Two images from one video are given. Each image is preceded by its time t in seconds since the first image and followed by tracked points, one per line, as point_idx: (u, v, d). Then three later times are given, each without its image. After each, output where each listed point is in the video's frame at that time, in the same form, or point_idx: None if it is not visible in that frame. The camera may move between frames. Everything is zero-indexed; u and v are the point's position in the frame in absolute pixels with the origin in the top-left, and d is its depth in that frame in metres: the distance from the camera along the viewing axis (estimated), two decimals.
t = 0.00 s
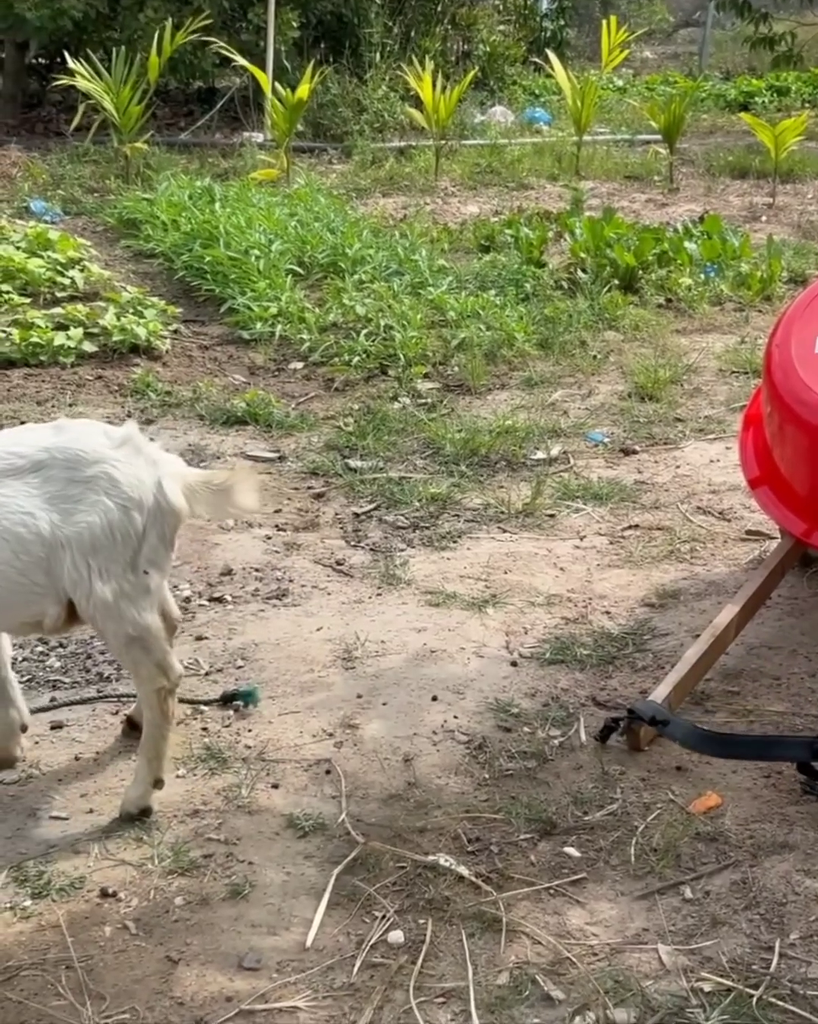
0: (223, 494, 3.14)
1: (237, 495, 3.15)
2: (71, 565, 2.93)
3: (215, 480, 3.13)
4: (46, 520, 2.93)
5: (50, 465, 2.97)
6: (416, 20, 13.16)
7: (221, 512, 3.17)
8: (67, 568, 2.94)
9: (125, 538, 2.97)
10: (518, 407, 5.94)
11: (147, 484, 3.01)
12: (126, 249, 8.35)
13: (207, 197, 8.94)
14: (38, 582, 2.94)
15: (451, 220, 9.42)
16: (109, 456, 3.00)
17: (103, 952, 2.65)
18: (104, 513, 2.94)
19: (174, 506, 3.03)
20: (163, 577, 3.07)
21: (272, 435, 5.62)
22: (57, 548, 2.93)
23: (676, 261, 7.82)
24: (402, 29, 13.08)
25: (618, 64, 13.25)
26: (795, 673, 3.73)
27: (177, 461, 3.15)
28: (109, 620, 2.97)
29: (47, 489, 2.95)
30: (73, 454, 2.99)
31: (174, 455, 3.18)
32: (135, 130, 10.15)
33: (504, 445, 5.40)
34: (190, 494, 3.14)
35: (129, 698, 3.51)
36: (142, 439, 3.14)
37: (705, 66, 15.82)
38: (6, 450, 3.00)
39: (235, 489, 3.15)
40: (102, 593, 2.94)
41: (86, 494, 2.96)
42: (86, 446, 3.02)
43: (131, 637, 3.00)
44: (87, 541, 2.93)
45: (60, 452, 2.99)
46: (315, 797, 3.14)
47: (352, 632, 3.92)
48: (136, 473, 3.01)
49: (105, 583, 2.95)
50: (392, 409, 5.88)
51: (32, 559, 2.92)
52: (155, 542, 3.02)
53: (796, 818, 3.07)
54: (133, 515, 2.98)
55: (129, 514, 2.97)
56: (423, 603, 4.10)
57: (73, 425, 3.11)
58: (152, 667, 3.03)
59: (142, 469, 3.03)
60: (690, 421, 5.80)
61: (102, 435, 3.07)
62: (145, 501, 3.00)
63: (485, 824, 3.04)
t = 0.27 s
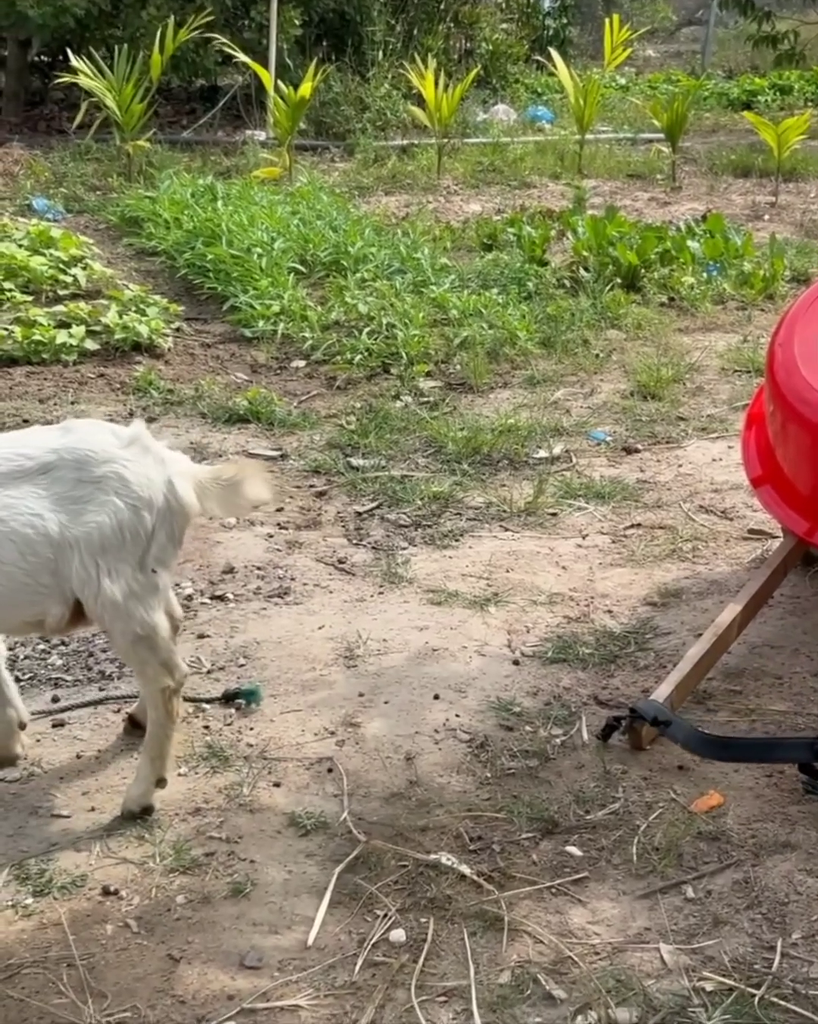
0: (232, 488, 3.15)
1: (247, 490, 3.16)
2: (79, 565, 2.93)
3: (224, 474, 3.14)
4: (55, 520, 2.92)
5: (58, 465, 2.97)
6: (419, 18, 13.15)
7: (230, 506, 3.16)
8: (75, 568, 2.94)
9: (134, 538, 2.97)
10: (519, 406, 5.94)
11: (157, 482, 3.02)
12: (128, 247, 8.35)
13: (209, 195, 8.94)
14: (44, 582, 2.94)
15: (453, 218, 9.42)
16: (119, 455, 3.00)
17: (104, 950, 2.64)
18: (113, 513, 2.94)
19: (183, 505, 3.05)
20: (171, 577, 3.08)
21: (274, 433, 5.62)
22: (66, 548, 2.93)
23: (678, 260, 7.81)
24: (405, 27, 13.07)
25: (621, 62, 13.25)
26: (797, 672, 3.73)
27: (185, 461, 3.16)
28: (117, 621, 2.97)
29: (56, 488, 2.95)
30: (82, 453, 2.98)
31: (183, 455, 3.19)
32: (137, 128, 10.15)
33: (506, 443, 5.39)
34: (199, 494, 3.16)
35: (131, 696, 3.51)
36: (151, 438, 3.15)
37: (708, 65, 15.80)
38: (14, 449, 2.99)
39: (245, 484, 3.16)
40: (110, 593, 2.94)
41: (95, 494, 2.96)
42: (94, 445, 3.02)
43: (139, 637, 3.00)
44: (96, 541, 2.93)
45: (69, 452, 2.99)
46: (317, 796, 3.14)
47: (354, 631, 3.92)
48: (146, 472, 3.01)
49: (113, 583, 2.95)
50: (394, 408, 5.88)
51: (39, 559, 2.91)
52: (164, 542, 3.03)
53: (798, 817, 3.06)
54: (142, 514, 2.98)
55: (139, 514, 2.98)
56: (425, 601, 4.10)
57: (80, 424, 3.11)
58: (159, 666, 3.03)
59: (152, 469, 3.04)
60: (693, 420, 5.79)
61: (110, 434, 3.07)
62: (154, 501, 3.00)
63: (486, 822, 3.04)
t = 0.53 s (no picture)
0: (228, 495, 3.15)
1: (242, 496, 3.17)
2: (72, 566, 2.92)
3: (220, 481, 3.14)
4: (47, 521, 2.91)
5: (51, 466, 2.96)
6: (421, 17, 13.15)
7: (223, 513, 3.18)
8: (68, 570, 2.93)
9: (127, 540, 2.97)
10: (521, 405, 5.94)
11: (151, 486, 3.01)
12: (129, 246, 8.35)
13: (211, 193, 8.94)
14: (36, 584, 2.93)
15: (455, 217, 9.41)
16: (112, 457, 3.00)
17: (105, 949, 2.64)
18: (106, 515, 2.94)
19: (178, 507, 3.05)
20: (166, 580, 3.07)
21: (275, 432, 5.61)
22: (58, 549, 2.92)
23: (680, 259, 7.81)
24: (406, 26, 13.07)
25: (623, 61, 13.25)
26: (799, 672, 3.72)
27: (180, 465, 3.16)
28: (111, 623, 2.97)
29: (48, 490, 2.94)
30: (75, 455, 2.98)
31: (177, 458, 3.19)
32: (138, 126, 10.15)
33: (508, 442, 5.39)
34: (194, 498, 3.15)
35: (132, 695, 3.50)
36: (145, 441, 3.14)
37: (710, 65, 15.79)
38: (7, 450, 2.99)
39: (240, 490, 3.16)
40: (103, 595, 2.93)
41: (88, 496, 2.95)
42: (88, 447, 3.01)
43: (134, 639, 3.00)
44: (88, 542, 2.92)
45: (62, 453, 2.99)
46: (318, 795, 3.14)
47: (356, 630, 3.92)
48: (139, 475, 3.01)
49: (107, 585, 2.95)
50: (396, 407, 5.87)
51: (31, 561, 2.91)
52: (158, 544, 3.03)
53: (800, 817, 3.06)
54: (136, 517, 2.98)
55: (132, 516, 2.97)
56: (426, 601, 4.10)
57: (74, 427, 3.11)
58: (155, 668, 3.03)
59: (145, 471, 3.04)
60: (695, 419, 5.79)
61: (104, 437, 3.06)
62: (148, 503, 3.00)
63: (488, 822, 3.04)
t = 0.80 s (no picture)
0: (226, 496, 3.14)
1: (240, 498, 3.15)
2: (68, 568, 2.92)
3: (217, 482, 3.12)
4: (42, 523, 2.91)
5: (46, 468, 2.96)
6: (422, 16, 13.15)
7: (221, 514, 3.16)
8: (64, 572, 2.93)
9: (123, 542, 2.96)
10: (522, 405, 5.93)
11: (147, 487, 3.00)
12: (131, 245, 8.35)
13: (212, 192, 8.93)
14: (32, 585, 2.93)
15: (456, 216, 9.41)
16: (107, 458, 2.98)
17: (107, 948, 2.64)
18: (102, 517, 2.93)
19: (174, 509, 3.04)
20: (163, 581, 3.07)
21: (277, 431, 5.62)
22: (54, 551, 2.92)
23: (682, 259, 7.81)
24: (408, 24, 13.07)
25: (624, 61, 13.25)
26: (800, 672, 3.72)
27: (177, 466, 3.15)
28: (108, 624, 2.97)
29: (44, 491, 2.94)
30: (70, 457, 2.97)
31: (174, 458, 3.17)
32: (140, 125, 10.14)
33: (510, 442, 5.39)
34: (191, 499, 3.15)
35: (133, 694, 3.50)
36: (142, 441, 3.13)
37: (711, 64, 15.78)
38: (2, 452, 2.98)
39: (238, 492, 3.14)
40: (99, 596, 2.93)
41: (83, 498, 2.95)
42: (84, 448, 3.00)
43: (132, 640, 3.00)
44: (83, 544, 2.92)
45: (58, 455, 2.98)
46: (320, 795, 3.13)
47: (357, 629, 3.91)
48: (135, 476, 3.00)
49: (103, 587, 2.94)
50: (397, 406, 5.87)
51: (26, 563, 2.90)
52: (155, 546, 3.02)
53: (801, 817, 3.06)
54: (131, 518, 2.97)
55: (127, 518, 2.96)
56: (428, 600, 4.10)
57: (71, 427, 3.10)
58: (153, 669, 3.03)
59: (141, 472, 3.03)
60: (696, 419, 5.79)
61: (100, 437, 3.05)
62: (144, 504, 2.99)
63: (489, 822, 3.04)
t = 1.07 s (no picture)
0: (221, 497, 3.14)
1: (235, 499, 3.15)
2: (64, 568, 2.93)
3: (213, 483, 3.13)
4: (37, 523, 2.91)
5: (41, 468, 2.96)
6: (424, 15, 13.16)
7: (217, 515, 3.17)
8: (59, 572, 2.93)
9: (119, 542, 2.96)
10: (523, 404, 5.93)
11: (142, 487, 3.00)
12: (132, 243, 8.36)
13: (213, 191, 8.94)
14: (28, 585, 2.93)
15: (457, 215, 9.41)
16: (103, 458, 2.98)
17: (107, 946, 2.65)
18: (97, 517, 2.93)
19: (170, 509, 3.04)
20: (159, 581, 3.07)
21: (277, 430, 5.62)
22: (50, 551, 2.92)
23: (683, 258, 7.81)
24: (410, 24, 13.07)
25: (626, 60, 13.26)
26: (800, 671, 3.73)
27: (174, 465, 3.15)
28: (104, 624, 2.97)
29: (39, 491, 2.94)
30: (66, 456, 2.97)
31: (170, 458, 3.17)
32: (142, 124, 10.15)
33: (510, 441, 5.39)
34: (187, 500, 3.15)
35: (134, 693, 3.51)
36: (137, 440, 3.13)
37: (713, 64, 15.78)
38: None
39: (234, 493, 3.15)
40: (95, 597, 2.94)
41: (79, 498, 2.95)
42: (79, 449, 3.00)
43: (128, 640, 3.00)
44: (79, 544, 2.92)
45: (53, 455, 2.98)
46: (320, 794, 3.14)
47: (357, 628, 3.92)
48: (130, 476, 3.00)
49: (98, 587, 2.95)
50: (398, 405, 5.87)
51: (22, 563, 2.91)
52: (150, 546, 3.02)
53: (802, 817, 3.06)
54: (126, 518, 2.97)
55: (123, 518, 2.96)
56: (428, 599, 4.10)
57: (67, 426, 3.10)
58: (150, 668, 3.04)
59: (137, 472, 3.02)
60: (697, 419, 5.79)
61: (95, 437, 3.05)
62: (140, 505, 2.99)
63: (489, 821, 3.04)
